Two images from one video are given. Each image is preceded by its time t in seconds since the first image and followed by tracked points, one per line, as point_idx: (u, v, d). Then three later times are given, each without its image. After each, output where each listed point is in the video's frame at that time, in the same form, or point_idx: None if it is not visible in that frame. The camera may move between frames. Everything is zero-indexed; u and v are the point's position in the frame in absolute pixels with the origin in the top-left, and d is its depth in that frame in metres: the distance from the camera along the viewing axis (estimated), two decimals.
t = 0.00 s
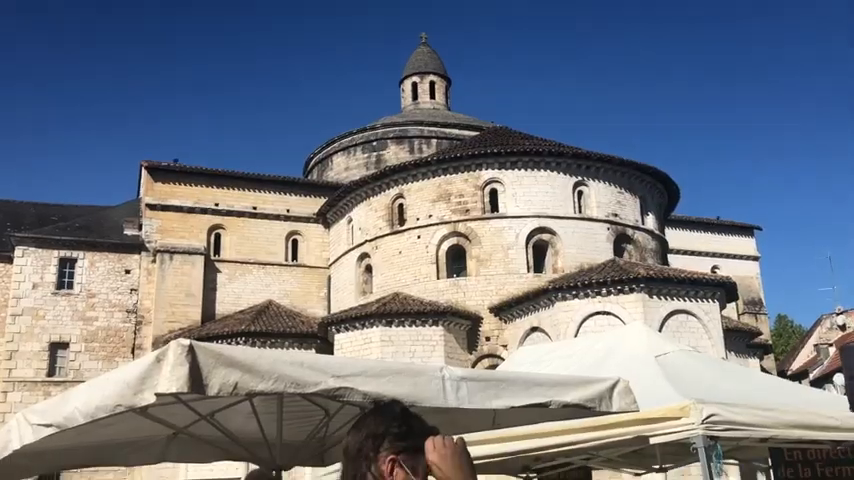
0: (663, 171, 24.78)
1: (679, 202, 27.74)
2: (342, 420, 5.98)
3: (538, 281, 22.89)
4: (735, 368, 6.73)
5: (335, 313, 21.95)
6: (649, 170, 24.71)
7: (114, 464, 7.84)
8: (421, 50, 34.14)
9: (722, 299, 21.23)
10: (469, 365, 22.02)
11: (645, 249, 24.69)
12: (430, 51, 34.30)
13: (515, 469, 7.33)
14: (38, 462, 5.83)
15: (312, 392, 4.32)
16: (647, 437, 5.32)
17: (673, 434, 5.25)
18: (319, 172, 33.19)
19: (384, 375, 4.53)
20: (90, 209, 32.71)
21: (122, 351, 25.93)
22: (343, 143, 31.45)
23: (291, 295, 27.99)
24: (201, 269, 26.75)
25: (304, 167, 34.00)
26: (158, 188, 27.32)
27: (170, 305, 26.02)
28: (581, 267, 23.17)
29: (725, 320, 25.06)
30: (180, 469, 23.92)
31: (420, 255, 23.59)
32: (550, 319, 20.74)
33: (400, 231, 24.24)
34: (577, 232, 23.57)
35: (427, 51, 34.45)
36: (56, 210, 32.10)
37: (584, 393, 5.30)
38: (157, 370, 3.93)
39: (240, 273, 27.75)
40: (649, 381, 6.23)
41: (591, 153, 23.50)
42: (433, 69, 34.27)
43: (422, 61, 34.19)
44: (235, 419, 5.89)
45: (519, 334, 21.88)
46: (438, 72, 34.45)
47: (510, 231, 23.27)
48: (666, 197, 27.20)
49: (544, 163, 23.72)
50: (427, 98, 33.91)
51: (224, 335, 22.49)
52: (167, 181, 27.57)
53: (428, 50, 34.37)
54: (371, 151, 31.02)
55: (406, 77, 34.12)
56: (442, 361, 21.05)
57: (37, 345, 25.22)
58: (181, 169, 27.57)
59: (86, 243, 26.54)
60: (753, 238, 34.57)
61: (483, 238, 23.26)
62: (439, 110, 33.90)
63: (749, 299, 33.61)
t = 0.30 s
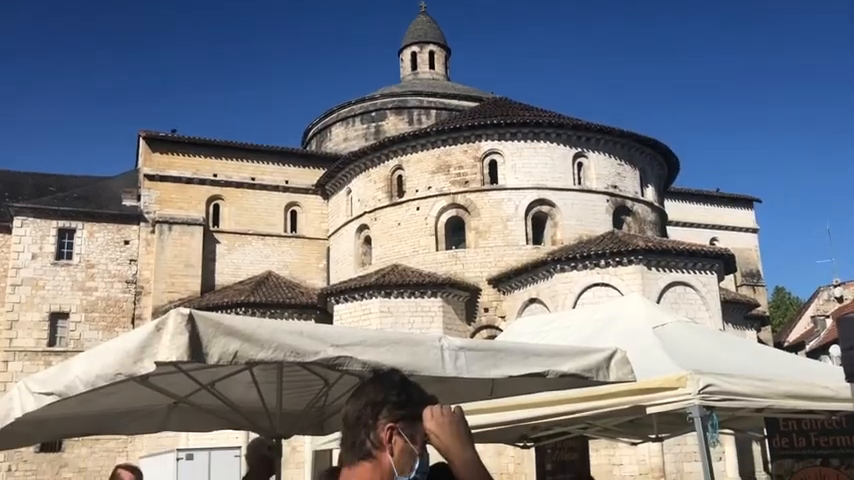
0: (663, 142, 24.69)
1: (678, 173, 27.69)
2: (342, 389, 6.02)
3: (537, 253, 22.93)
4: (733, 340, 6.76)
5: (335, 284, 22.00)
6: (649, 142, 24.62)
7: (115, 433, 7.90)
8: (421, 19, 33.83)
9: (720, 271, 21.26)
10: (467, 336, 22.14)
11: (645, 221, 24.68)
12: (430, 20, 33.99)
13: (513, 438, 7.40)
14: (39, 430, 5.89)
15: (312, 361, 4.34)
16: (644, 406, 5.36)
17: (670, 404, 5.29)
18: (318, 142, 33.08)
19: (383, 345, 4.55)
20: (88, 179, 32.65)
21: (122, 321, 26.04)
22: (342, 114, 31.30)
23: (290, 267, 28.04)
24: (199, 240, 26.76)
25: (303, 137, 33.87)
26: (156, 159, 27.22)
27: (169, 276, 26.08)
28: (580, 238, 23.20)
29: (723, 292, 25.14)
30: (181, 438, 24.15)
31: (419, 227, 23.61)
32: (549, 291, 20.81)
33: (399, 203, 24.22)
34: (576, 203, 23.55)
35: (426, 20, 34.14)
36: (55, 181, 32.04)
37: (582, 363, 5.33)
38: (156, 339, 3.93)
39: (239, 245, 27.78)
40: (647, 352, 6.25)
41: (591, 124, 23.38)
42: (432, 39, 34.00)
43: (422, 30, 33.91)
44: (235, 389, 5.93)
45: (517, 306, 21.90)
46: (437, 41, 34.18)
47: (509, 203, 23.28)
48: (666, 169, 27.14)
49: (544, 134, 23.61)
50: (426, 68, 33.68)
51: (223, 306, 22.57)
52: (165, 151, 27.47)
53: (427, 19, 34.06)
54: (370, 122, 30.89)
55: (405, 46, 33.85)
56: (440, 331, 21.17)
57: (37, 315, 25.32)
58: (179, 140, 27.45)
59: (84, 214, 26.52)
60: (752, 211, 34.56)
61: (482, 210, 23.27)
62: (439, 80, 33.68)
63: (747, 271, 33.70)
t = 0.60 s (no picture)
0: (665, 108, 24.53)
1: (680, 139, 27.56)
2: (342, 352, 6.06)
3: (537, 219, 22.93)
4: (731, 305, 6.78)
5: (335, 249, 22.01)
6: (650, 107, 24.47)
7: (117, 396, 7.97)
8: None
9: (720, 238, 21.26)
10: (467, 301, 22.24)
11: (645, 187, 24.62)
12: None
13: (511, 401, 7.46)
14: (43, 392, 5.95)
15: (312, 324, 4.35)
16: (643, 370, 5.42)
17: (667, 368, 5.35)
18: (318, 106, 32.88)
19: (383, 308, 4.56)
20: (87, 143, 32.51)
21: (123, 285, 26.14)
22: (342, 77, 31.07)
23: (290, 232, 28.05)
24: (199, 205, 26.73)
25: (303, 101, 33.67)
26: (155, 123, 27.09)
27: (169, 240, 26.11)
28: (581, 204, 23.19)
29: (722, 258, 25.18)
30: (183, 401, 24.39)
31: (419, 192, 23.61)
32: (548, 257, 20.85)
33: (399, 168, 24.16)
34: (577, 169, 23.49)
35: None
36: (54, 144, 31.91)
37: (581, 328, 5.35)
38: (157, 301, 3.94)
39: (239, 209, 27.77)
40: (645, 316, 6.28)
41: (593, 88, 23.18)
42: (432, 1, 33.62)
43: None
44: (236, 352, 5.97)
45: (517, 272, 21.97)
46: (438, 4, 33.79)
47: (510, 168, 23.23)
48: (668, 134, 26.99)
49: (546, 98, 23.43)
50: (427, 31, 33.34)
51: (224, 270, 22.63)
52: (164, 115, 27.31)
53: None
54: (370, 86, 30.68)
55: (405, 9, 33.48)
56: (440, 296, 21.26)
57: (38, 279, 25.39)
58: (178, 103, 27.26)
59: (84, 178, 26.44)
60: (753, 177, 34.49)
61: (483, 175, 23.22)
62: (440, 44, 33.37)
63: (747, 237, 33.75)
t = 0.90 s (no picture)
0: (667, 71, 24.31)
1: (681, 103, 27.39)
2: (342, 314, 6.08)
3: (536, 184, 22.89)
4: (729, 269, 6.79)
5: (334, 213, 21.94)
6: (652, 71, 24.27)
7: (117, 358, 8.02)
8: None
9: (720, 203, 21.24)
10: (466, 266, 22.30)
11: (646, 151, 24.57)
12: None
13: (509, 363, 7.53)
14: (44, 353, 6.00)
15: (311, 286, 4.36)
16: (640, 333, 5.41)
17: (664, 331, 5.36)
18: (316, 68, 32.61)
19: (382, 271, 4.56)
20: (84, 105, 32.27)
21: (122, 248, 26.16)
22: (340, 39, 30.77)
23: (289, 196, 28.01)
24: (198, 168, 26.64)
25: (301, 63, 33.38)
26: (152, 85, 26.93)
27: (168, 203, 26.09)
28: (580, 169, 23.15)
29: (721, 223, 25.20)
30: (184, 363, 24.57)
31: (418, 156, 23.55)
32: (548, 221, 20.84)
33: (398, 131, 24.04)
34: (577, 133, 23.39)
35: None
36: (50, 107, 31.69)
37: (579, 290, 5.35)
38: (156, 262, 3.94)
39: (237, 173, 27.71)
40: (643, 281, 6.31)
41: (595, 51, 22.96)
42: None
43: None
44: (236, 313, 5.99)
45: (516, 236, 21.97)
46: None
47: (510, 132, 23.14)
48: (669, 98, 26.81)
49: (547, 61, 23.21)
50: None
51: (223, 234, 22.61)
52: (162, 77, 27.10)
53: None
54: (369, 48, 30.39)
55: None
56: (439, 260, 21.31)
57: (37, 241, 25.40)
58: (176, 65, 27.02)
59: (81, 140, 26.25)
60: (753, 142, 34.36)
61: (482, 140, 23.14)
62: (440, 5, 32.96)
63: (746, 203, 33.74)
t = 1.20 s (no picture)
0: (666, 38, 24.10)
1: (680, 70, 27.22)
2: (339, 279, 6.09)
3: (534, 151, 22.82)
4: (726, 236, 6.79)
5: (331, 180, 21.84)
6: (652, 37, 24.07)
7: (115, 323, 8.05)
8: None
9: (717, 171, 21.21)
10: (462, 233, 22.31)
11: (644, 119, 24.48)
12: None
13: (504, 329, 7.57)
14: (42, 318, 6.02)
15: (307, 251, 4.35)
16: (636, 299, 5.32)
17: (659, 297, 5.22)
18: (313, 33, 32.31)
19: (378, 237, 4.55)
20: (78, 69, 31.96)
21: (119, 214, 26.12)
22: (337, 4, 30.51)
23: (286, 162, 27.93)
24: (194, 133, 26.47)
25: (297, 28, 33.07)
26: (148, 49, 26.64)
27: (164, 169, 26.01)
28: (578, 136, 23.06)
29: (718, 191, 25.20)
30: (181, 328, 24.68)
31: (416, 123, 23.43)
32: (545, 189, 20.80)
33: (395, 97, 23.89)
34: (575, 100, 23.25)
35: None
36: (44, 71, 31.39)
37: (575, 257, 5.36)
38: (152, 226, 3.92)
39: (233, 138, 27.59)
40: (639, 248, 6.32)
41: (594, 17, 22.74)
42: None
43: None
44: (233, 279, 6.00)
45: (513, 204, 21.93)
46: None
47: (508, 99, 22.99)
48: (668, 65, 26.65)
49: (546, 27, 23.01)
50: None
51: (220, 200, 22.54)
52: (157, 41, 26.83)
53: None
54: (366, 12, 30.08)
55: None
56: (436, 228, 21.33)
57: (33, 207, 25.32)
58: (171, 29, 26.76)
59: (76, 104, 25.96)
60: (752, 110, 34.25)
61: (480, 107, 23.00)
62: None
63: (744, 171, 33.69)
